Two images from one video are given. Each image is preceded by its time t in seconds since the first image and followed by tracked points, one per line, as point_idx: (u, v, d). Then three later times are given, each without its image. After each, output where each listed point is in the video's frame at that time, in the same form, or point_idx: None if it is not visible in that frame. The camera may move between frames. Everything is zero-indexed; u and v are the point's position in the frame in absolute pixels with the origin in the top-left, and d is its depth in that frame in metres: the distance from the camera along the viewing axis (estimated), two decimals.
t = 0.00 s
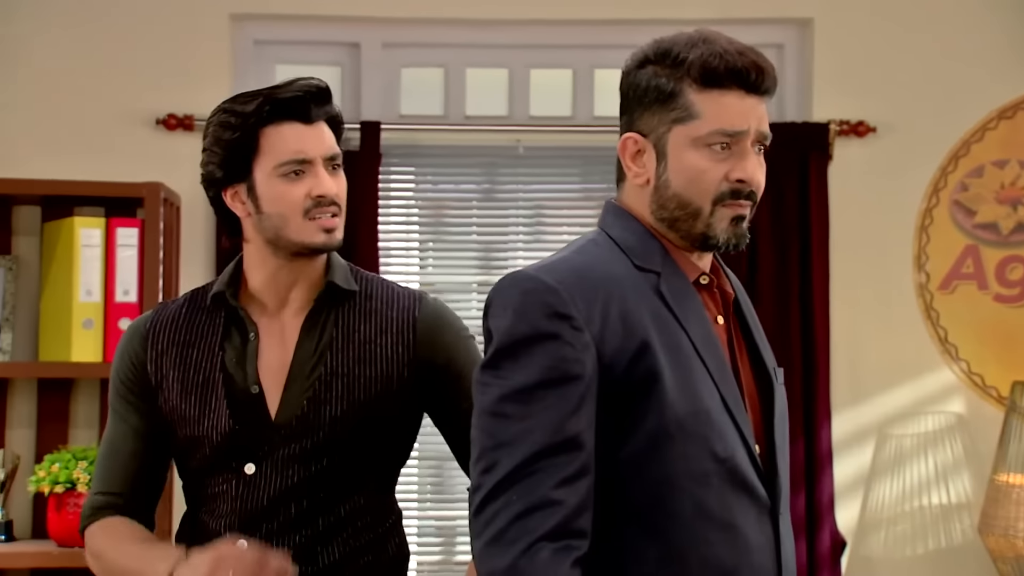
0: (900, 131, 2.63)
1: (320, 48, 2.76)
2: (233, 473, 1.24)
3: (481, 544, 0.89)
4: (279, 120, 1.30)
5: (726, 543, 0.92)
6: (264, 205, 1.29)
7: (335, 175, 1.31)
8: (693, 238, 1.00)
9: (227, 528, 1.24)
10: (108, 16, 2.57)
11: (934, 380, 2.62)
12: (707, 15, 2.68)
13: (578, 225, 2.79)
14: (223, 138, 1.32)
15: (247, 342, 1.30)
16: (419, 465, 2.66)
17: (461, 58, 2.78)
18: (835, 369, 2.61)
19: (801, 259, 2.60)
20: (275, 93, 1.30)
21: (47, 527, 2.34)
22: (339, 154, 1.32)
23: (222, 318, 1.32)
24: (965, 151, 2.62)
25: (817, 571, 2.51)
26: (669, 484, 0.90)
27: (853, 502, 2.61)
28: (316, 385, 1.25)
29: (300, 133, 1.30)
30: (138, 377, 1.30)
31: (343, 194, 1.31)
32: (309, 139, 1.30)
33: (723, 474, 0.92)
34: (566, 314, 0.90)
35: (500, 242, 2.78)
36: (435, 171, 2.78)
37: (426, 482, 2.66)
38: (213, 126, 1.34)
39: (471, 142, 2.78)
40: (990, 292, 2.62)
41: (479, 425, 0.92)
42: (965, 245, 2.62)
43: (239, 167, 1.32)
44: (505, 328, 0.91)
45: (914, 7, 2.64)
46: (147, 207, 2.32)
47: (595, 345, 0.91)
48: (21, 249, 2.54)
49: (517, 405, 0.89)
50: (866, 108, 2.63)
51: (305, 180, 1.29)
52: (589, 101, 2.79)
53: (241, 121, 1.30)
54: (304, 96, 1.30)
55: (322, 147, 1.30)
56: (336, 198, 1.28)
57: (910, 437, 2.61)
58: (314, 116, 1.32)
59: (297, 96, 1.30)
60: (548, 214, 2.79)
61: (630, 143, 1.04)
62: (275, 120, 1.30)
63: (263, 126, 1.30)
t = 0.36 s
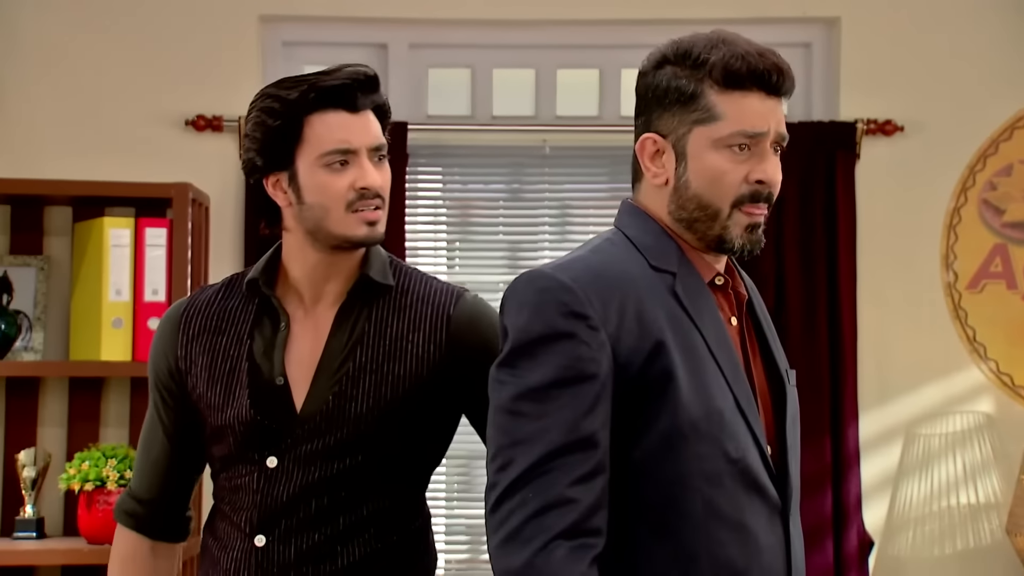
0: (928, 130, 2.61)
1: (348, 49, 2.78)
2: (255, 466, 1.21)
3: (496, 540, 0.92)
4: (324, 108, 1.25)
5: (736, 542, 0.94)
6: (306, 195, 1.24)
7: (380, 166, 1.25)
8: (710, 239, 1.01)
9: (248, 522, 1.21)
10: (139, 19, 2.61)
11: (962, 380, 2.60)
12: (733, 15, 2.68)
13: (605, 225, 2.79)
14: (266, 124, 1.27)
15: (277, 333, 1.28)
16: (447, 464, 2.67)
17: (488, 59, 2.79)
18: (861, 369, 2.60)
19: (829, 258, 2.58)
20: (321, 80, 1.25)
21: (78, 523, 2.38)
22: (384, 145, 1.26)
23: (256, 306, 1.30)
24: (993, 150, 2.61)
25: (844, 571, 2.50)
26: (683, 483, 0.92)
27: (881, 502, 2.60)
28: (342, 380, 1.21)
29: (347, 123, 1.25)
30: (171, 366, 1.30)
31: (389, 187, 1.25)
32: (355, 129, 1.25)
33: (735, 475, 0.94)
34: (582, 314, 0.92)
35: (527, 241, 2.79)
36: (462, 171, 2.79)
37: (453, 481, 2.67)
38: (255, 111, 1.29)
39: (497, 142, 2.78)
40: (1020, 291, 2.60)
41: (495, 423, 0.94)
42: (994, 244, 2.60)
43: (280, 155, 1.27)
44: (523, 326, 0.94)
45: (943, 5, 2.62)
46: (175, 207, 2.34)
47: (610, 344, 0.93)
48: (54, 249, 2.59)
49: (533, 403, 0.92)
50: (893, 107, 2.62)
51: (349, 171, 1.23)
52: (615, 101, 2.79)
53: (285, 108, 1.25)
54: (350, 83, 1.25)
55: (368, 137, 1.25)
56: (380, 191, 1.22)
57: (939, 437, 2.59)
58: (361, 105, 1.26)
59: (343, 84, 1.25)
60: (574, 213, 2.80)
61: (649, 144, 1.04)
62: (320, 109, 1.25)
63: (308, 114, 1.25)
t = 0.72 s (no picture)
0: (945, 129, 2.59)
1: (363, 49, 2.78)
2: (269, 465, 1.19)
3: (498, 542, 0.92)
4: (359, 109, 1.20)
5: (738, 544, 0.95)
6: (337, 198, 1.19)
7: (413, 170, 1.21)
8: (712, 239, 1.02)
9: (261, 523, 1.18)
10: (155, 20, 2.62)
11: (979, 379, 2.58)
12: (749, 15, 2.66)
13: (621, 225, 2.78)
14: (298, 121, 1.23)
15: (295, 329, 1.25)
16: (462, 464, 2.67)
17: (503, 59, 2.78)
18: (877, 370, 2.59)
19: (843, 259, 2.56)
20: (357, 81, 1.20)
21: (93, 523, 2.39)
22: (417, 148, 1.22)
23: (274, 298, 1.27)
24: (1011, 150, 2.59)
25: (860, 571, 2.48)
26: (685, 484, 0.94)
27: (897, 502, 2.58)
28: (364, 383, 1.19)
29: (381, 125, 1.20)
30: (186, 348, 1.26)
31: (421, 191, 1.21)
32: (389, 130, 1.20)
33: (736, 476, 0.96)
34: (584, 315, 0.93)
35: (542, 241, 2.79)
36: (477, 171, 2.79)
37: (469, 481, 2.67)
38: (286, 106, 1.24)
39: (513, 143, 2.78)
40: None
41: (497, 424, 0.95)
42: (1011, 244, 2.58)
43: (309, 153, 1.22)
44: (526, 327, 0.94)
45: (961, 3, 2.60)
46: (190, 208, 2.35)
47: (611, 346, 0.94)
48: (71, 249, 2.61)
49: (535, 405, 0.92)
50: (911, 107, 2.60)
51: (382, 175, 1.19)
52: (631, 101, 2.78)
53: (318, 107, 1.21)
54: (386, 85, 1.21)
55: (403, 139, 1.20)
56: (413, 196, 1.18)
57: (955, 436, 2.58)
58: (395, 107, 1.22)
59: (381, 85, 1.20)
60: (589, 214, 2.80)
61: (651, 143, 1.05)
62: (354, 109, 1.20)
63: (343, 114, 1.21)
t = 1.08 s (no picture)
0: (954, 130, 2.61)
1: (378, 53, 2.82)
2: (269, 459, 1.24)
3: (498, 539, 0.96)
4: (354, 111, 1.22)
5: (737, 539, 0.98)
6: (326, 195, 1.23)
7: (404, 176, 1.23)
8: (703, 237, 1.06)
9: (261, 518, 1.24)
10: (173, 24, 2.67)
11: (990, 377, 2.60)
12: (760, 17, 2.68)
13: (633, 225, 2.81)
14: (296, 113, 1.25)
15: (292, 324, 1.30)
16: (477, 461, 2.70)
17: (516, 61, 2.82)
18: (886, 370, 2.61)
19: (853, 259, 2.58)
20: (356, 85, 1.22)
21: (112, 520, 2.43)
22: (411, 155, 1.24)
23: (268, 293, 1.31)
24: (1020, 149, 2.60)
25: (869, 568, 2.50)
26: (685, 481, 0.96)
27: (907, 499, 2.60)
28: (370, 381, 1.26)
29: (377, 129, 1.22)
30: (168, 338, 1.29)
31: (409, 196, 1.23)
32: (384, 135, 1.22)
33: (734, 472, 0.99)
34: (581, 314, 0.96)
35: (555, 241, 2.83)
36: (490, 173, 2.82)
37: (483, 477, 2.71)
38: (292, 93, 1.26)
39: (526, 144, 2.81)
40: None
41: (498, 423, 0.98)
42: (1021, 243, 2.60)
43: (303, 146, 1.25)
44: (525, 327, 0.98)
45: (970, 5, 2.61)
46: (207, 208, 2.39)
47: (608, 343, 0.97)
48: (91, 250, 2.66)
49: (533, 403, 0.95)
50: (921, 107, 2.61)
51: (370, 178, 1.21)
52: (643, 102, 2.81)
53: (318, 102, 1.22)
54: (385, 91, 1.22)
55: (394, 145, 1.22)
56: (398, 204, 1.21)
57: (964, 435, 2.59)
58: (396, 112, 1.23)
59: (379, 91, 1.22)
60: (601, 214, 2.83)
61: (643, 143, 1.09)
62: (354, 111, 1.22)
63: (338, 114, 1.22)
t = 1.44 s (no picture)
0: (963, 130, 2.66)
1: (399, 56, 2.90)
2: (256, 452, 1.31)
3: (507, 530, 1.03)
4: (281, 135, 1.27)
5: (737, 527, 1.05)
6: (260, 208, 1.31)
7: (319, 202, 1.27)
8: (701, 233, 1.12)
9: (249, 510, 1.30)
10: (200, 29, 2.76)
11: (998, 372, 2.64)
12: (771, 20, 2.75)
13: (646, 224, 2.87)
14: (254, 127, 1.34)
15: (286, 320, 1.37)
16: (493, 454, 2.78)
17: (533, 64, 2.88)
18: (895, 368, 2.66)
19: (863, 257, 2.63)
20: (291, 110, 1.28)
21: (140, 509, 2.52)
22: (331, 181, 1.27)
23: (261, 290, 1.39)
24: None
25: (879, 560, 2.55)
26: (686, 472, 1.03)
27: (916, 491, 2.65)
28: (359, 379, 1.34)
29: (295, 159, 1.27)
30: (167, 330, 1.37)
31: (326, 223, 1.27)
32: (307, 161, 1.27)
33: (734, 462, 1.05)
34: (584, 310, 1.03)
35: (570, 240, 2.89)
36: (508, 173, 2.90)
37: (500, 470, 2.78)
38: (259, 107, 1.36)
39: (543, 145, 2.89)
40: None
41: (504, 416, 1.06)
42: None
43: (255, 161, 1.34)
44: (531, 323, 1.05)
45: (979, 7, 2.66)
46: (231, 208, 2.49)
47: (612, 338, 1.04)
48: (120, 249, 2.76)
49: (538, 397, 1.03)
50: (930, 108, 2.66)
51: (280, 205, 1.27)
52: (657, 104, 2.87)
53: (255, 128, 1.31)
54: (314, 119, 1.27)
55: (313, 172, 1.27)
56: (303, 229, 1.26)
57: (972, 429, 2.64)
58: (315, 143, 1.28)
59: (308, 120, 1.27)
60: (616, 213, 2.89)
61: (641, 143, 1.16)
62: (278, 140, 1.28)
63: (270, 135, 1.29)
